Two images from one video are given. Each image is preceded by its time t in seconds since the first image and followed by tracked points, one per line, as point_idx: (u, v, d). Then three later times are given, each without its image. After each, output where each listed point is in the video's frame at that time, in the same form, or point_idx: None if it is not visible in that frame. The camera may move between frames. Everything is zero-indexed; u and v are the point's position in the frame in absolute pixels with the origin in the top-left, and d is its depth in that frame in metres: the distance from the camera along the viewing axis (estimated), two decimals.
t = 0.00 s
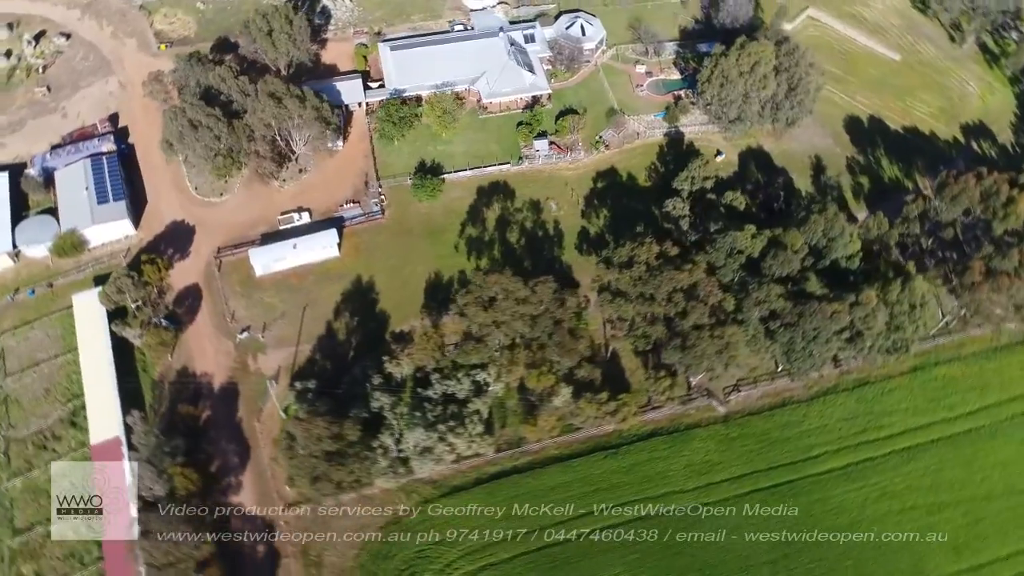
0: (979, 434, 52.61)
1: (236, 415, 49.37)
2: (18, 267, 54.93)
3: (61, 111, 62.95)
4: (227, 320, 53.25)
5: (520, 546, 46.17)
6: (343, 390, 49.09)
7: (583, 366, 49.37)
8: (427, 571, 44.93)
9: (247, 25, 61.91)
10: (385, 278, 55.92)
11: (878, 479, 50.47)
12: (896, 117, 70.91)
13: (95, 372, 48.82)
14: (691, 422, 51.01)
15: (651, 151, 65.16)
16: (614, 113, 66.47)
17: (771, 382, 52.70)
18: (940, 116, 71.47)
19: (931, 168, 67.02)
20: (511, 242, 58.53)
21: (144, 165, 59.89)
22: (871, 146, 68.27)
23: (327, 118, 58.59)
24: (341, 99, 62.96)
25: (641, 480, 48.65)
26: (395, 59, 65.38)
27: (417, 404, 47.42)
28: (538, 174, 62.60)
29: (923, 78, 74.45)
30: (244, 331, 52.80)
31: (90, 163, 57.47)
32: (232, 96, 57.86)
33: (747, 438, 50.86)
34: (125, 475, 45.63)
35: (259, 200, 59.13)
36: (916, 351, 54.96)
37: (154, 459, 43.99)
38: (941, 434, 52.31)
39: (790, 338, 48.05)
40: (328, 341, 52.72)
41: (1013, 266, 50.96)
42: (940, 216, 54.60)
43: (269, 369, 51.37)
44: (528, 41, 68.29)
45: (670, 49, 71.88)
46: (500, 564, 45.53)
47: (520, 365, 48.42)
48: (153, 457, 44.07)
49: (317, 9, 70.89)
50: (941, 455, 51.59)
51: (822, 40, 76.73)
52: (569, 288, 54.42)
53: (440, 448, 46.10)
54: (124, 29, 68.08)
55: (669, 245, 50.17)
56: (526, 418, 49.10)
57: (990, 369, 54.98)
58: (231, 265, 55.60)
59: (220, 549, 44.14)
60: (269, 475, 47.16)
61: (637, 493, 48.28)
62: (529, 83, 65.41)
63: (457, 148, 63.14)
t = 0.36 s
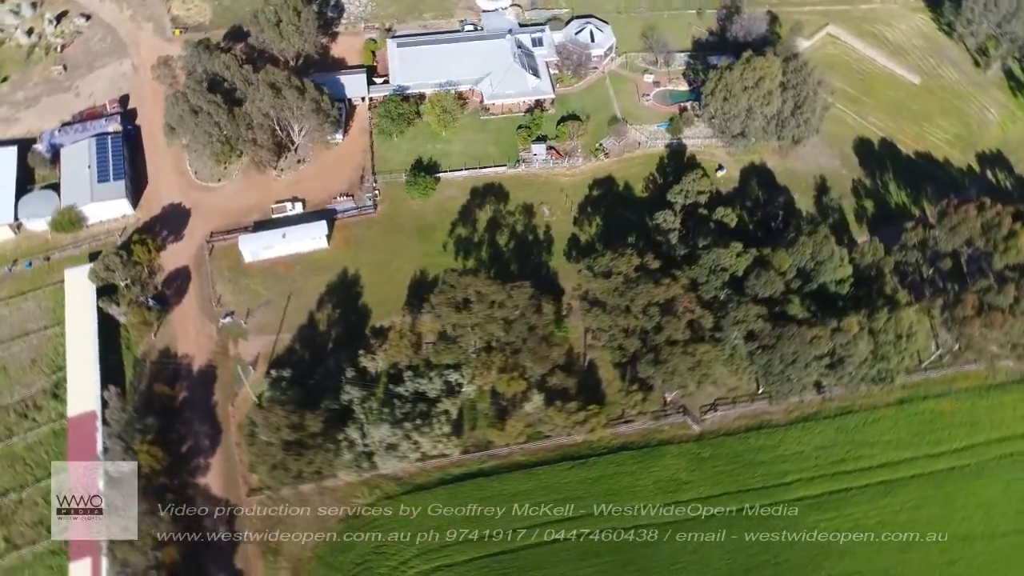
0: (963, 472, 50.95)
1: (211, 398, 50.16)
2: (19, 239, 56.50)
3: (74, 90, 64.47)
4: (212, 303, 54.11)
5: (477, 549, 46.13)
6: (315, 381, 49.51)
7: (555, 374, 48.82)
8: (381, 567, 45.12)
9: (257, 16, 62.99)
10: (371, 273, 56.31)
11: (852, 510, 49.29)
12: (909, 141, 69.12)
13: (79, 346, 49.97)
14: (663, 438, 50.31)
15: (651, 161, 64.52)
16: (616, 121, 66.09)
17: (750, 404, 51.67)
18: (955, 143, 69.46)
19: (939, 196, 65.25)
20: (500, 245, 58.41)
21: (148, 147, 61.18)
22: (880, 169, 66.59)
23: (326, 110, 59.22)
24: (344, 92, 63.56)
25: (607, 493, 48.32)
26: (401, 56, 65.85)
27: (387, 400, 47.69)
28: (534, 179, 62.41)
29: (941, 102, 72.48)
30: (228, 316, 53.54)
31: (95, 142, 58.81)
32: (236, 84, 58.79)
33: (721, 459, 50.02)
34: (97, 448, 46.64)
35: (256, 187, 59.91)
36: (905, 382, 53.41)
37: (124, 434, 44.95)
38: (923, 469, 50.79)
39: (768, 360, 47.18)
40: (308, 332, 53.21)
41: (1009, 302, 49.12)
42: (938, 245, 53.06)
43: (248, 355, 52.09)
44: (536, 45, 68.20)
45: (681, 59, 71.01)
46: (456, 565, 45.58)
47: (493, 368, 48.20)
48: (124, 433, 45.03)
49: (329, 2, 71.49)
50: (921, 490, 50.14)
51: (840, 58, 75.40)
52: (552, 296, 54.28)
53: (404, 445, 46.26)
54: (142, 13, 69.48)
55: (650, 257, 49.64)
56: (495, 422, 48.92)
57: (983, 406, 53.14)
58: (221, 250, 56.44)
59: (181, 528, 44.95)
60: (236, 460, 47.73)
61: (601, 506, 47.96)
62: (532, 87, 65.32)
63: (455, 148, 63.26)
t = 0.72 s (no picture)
0: (941, 512, 49.46)
1: (189, 379, 51.00)
2: (22, 211, 58.06)
3: (90, 70, 66.11)
4: (200, 286, 55.05)
5: (434, 549, 46.09)
6: (290, 369, 50.03)
7: (526, 379, 48.77)
8: (335, 559, 45.35)
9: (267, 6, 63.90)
10: (357, 267, 56.71)
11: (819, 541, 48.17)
12: (920, 167, 67.38)
13: (66, 319, 51.18)
14: (633, 452, 49.72)
15: (650, 172, 63.90)
16: (618, 129, 65.58)
17: (726, 424, 50.76)
18: (969, 171, 67.45)
19: (946, 225, 63.47)
20: (488, 246, 58.42)
21: (154, 129, 62.48)
22: (886, 194, 65.01)
23: (326, 102, 59.81)
24: (348, 86, 64.09)
25: (571, 503, 47.93)
26: (408, 52, 66.26)
27: (357, 393, 48.02)
28: (529, 183, 62.24)
29: (958, 129, 70.48)
30: (213, 299, 54.39)
31: (102, 121, 60.24)
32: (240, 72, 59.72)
33: (690, 477, 49.23)
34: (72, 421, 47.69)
35: (254, 174, 60.77)
36: (890, 414, 51.96)
37: (98, 408, 45.97)
38: (899, 505, 49.41)
39: (742, 381, 46.44)
40: (290, 320, 53.80)
41: (999, 339, 47.42)
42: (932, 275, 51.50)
43: (229, 339, 52.86)
44: (543, 49, 68.03)
45: (691, 70, 70.20)
46: (411, 563, 45.60)
47: (464, 370, 48.23)
48: (97, 406, 46.04)
49: None
50: (894, 527, 48.80)
51: (856, 78, 73.97)
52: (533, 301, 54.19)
53: (369, 440, 46.58)
54: None
55: (631, 268, 49.16)
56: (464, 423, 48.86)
57: (970, 445, 51.46)
58: (214, 234, 57.39)
59: (146, 504, 45.76)
60: (207, 442, 48.44)
61: (563, 516, 47.58)
62: (535, 91, 65.23)
63: (453, 147, 63.37)
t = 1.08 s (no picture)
0: (914, 551, 48.00)
1: (170, 358, 51.89)
2: (28, 184, 59.57)
3: (106, 51, 67.68)
4: (190, 268, 56.00)
5: (391, 545, 46.20)
6: (267, 356, 50.62)
7: (498, 383, 48.70)
8: (291, 547, 45.73)
9: None
10: (345, 259, 57.16)
11: (783, 569, 47.04)
12: (929, 193, 65.61)
13: (58, 293, 52.49)
14: (601, 464, 49.36)
15: (648, 182, 63.27)
16: (619, 137, 65.10)
17: (699, 442, 50.05)
18: (980, 201, 65.48)
19: (950, 255, 61.69)
20: (477, 247, 58.48)
21: (161, 112, 63.75)
22: (890, 219, 63.45)
23: (328, 95, 60.40)
24: (352, 79, 64.66)
25: (533, 510, 47.64)
26: (415, 49, 66.66)
27: (330, 385, 48.41)
28: (524, 186, 62.11)
29: (973, 156, 68.49)
30: (202, 282, 55.28)
31: (111, 101, 61.64)
32: (246, 60, 60.60)
33: (656, 494, 48.63)
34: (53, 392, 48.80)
35: (253, 162, 61.65)
36: (870, 444, 50.65)
37: (77, 380, 47.25)
38: (871, 539, 48.09)
39: (714, 400, 45.84)
40: (274, 308, 54.45)
41: (985, 376, 45.95)
42: (924, 304, 50.01)
43: (213, 322, 53.66)
44: (550, 53, 67.68)
45: (699, 82, 69.31)
46: (367, 558, 45.74)
47: (436, 369, 48.29)
48: (77, 378, 47.33)
49: None
50: (864, 561, 47.47)
51: (872, 99, 72.37)
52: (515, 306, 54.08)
53: (336, 432, 46.88)
54: None
55: (610, 278, 48.75)
56: (433, 422, 48.95)
57: (952, 483, 49.89)
58: (209, 218, 58.35)
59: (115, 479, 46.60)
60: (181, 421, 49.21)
61: (524, 522, 47.32)
62: (538, 94, 64.82)
63: (452, 146, 63.53)
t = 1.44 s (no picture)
0: None
1: (154, 337, 52.90)
2: (37, 159, 61.21)
3: (123, 33, 69.27)
4: (182, 250, 57.03)
5: (350, 538, 46.33)
6: (246, 341, 51.37)
7: (468, 383, 48.67)
8: (249, 532, 46.17)
9: None
10: (333, 251, 57.64)
11: None
12: (935, 221, 63.92)
13: (52, 266, 53.88)
14: (567, 473, 49.05)
15: (644, 192, 62.64)
16: (619, 146, 64.65)
17: (669, 458, 49.39)
18: (989, 232, 63.59)
19: (951, 286, 59.98)
20: (465, 247, 58.59)
21: (170, 96, 65.07)
22: (891, 245, 61.91)
23: (330, 88, 60.99)
24: (357, 73, 65.22)
25: (493, 514, 47.50)
26: (422, 47, 67.01)
27: (303, 374, 48.95)
28: (518, 189, 62.01)
29: (986, 186, 66.54)
30: (192, 265, 56.28)
31: (121, 83, 63.06)
32: (252, 50, 61.49)
33: (620, 507, 48.11)
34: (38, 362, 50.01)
35: (254, 149, 62.49)
36: (846, 473, 49.41)
37: (60, 351, 48.60)
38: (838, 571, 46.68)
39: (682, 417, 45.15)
40: (259, 294, 55.18)
41: (966, 412, 44.56)
42: (910, 334, 48.66)
43: (199, 305, 54.54)
44: (557, 57, 67.38)
45: (706, 94, 68.42)
46: (325, 549, 45.92)
47: (408, 366, 48.40)
48: (59, 350, 48.69)
49: None
50: None
51: (886, 121, 70.86)
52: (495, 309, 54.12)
53: (303, 421, 47.31)
54: None
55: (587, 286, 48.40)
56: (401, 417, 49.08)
57: (929, 521, 48.25)
58: (205, 202, 59.38)
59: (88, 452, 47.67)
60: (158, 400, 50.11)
61: (484, 525, 47.20)
62: (541, 97, 64.75)
63: (451, 144, 63.71)
